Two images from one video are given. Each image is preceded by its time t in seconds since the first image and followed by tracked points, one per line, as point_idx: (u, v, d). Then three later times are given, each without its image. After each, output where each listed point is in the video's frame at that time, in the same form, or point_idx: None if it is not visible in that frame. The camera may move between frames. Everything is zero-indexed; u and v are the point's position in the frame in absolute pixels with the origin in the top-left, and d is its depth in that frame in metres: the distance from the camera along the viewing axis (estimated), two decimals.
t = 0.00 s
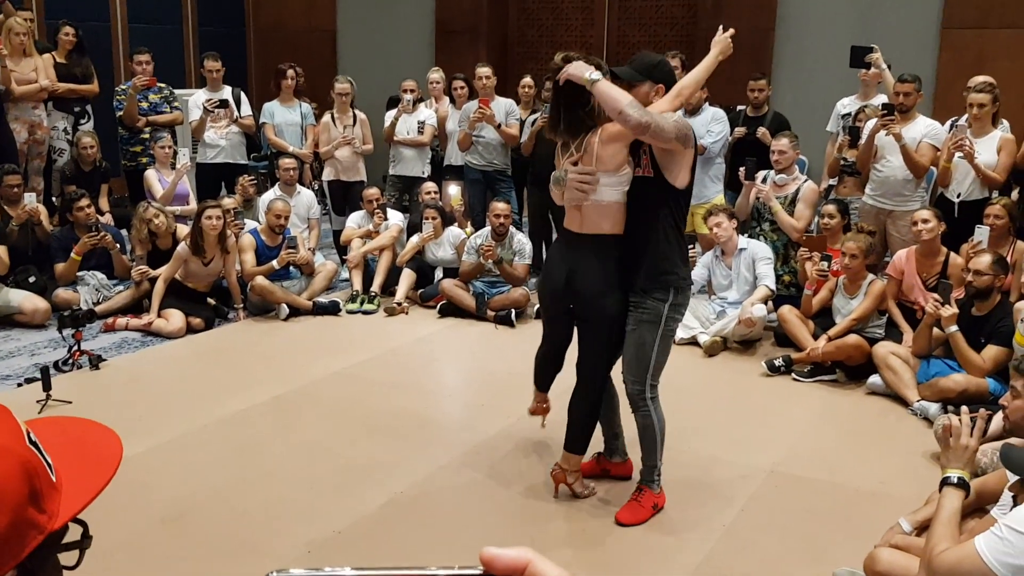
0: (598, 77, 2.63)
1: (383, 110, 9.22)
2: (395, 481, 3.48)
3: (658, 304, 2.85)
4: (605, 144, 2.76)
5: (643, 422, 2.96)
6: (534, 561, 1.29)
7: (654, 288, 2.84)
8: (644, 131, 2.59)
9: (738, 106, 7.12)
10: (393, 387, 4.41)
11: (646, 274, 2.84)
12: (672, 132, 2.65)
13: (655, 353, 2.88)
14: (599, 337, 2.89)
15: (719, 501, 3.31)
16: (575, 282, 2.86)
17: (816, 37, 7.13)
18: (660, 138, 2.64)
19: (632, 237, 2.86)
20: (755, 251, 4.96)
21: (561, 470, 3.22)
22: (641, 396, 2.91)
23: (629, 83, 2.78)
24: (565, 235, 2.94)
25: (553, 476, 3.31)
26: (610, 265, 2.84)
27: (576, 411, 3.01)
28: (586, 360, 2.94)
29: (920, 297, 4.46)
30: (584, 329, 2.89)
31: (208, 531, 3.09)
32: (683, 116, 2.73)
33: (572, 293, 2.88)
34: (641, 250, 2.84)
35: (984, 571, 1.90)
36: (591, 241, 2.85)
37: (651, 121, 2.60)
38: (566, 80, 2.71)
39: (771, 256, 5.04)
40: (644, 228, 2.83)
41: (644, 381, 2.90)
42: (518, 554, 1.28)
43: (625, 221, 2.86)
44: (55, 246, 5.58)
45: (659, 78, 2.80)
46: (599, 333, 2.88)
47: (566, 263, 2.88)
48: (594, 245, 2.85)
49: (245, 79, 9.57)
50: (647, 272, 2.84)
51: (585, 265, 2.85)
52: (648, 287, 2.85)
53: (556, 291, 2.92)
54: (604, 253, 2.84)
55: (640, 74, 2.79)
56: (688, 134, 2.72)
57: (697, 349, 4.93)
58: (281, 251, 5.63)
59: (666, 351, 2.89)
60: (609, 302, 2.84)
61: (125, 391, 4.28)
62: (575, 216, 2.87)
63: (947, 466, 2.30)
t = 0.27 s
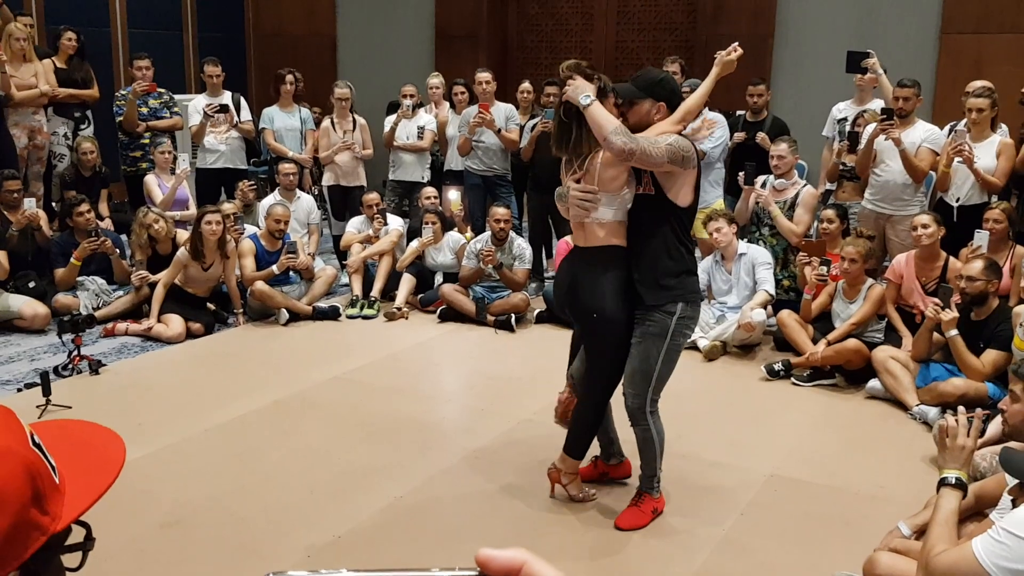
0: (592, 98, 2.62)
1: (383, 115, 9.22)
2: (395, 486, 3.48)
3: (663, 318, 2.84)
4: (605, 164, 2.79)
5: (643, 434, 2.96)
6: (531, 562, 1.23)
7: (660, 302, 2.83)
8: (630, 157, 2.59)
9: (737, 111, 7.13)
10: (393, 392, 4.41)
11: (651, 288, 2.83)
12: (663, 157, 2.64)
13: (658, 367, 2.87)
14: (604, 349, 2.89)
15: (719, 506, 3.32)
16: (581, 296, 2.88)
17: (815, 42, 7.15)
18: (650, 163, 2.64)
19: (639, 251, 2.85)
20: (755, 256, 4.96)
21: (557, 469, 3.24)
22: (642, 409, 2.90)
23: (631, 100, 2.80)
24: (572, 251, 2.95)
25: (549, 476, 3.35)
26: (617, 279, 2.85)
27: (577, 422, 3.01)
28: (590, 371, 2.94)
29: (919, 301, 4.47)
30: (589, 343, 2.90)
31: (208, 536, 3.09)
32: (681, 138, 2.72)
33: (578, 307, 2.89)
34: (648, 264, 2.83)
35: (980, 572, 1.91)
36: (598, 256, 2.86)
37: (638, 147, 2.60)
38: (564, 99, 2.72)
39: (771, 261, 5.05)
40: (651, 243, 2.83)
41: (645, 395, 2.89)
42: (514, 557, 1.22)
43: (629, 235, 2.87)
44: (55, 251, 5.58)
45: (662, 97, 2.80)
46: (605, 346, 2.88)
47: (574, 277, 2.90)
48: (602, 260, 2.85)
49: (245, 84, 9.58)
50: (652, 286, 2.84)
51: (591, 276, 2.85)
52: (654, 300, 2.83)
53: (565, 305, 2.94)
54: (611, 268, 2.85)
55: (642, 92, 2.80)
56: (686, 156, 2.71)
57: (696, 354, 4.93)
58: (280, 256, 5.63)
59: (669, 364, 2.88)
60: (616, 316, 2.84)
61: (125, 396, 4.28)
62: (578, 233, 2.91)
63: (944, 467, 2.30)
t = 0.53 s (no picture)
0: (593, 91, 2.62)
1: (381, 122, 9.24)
2: (393, 493, 3.47)
3: (657, 324, 2.84)
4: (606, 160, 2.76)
5: (638, 440, 2.96)
6: (524, 566, 1.33)
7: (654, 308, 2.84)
8: (636, 144, 2.57)
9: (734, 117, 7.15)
10: (391, 399, 4.41)
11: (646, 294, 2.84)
12: (669, 147, 2.63)
13: (652, 373, 2.87)
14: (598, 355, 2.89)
15: (718, 511, 3.31)
16: (574, 299, 2.86)
17: (811, 48, 7.16)
18: (656, 152, 2.62)
19: (634, 256, 2.85)
20: (753, 262, 4.97)
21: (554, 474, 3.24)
22: (635, 415, 2.90)
23: (632, 104, 2.76)
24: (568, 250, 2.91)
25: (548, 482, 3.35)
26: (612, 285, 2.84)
27: (570, 427, 3.03)
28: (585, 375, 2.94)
29: (916, 305, 4.47)
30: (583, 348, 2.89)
31: (207, 544, 3.08)
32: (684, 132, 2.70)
33: (572, 311, 2.87)
34: (643, 270, 2.84)
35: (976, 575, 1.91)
36: (593, 258, 2.83)
37: (644, 134, 2.58)
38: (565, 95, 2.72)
39: (768, 267, 5.06)
40: (647, 248, 2.83)
41: (639, 402, 2.89)
42: (508, 561, 1.33)
43: (628, 239, 2.85)
44: (53, 260, 5.58)
45: (664, 100, 2.78)
46: (598, 351, 2.88)
47: (566, 281, 2.87)
48: (596, 264, 2.83)
49: (242, 92, 9.60)
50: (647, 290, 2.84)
51: (587, 277, 2.83)
52: (648, 306, 2.85)
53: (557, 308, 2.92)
54: (605, 272, 2.83)
55: (643, 95, 2.77)
56: (690, 150, 2.69)
57: (694, 359, 4.93)
58: (278, 264, 5.64)
59: (661, 370, 2.89)
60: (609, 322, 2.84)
61: (124, 405, 4.28)
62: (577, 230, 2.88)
63: (940, 470, 2.31)
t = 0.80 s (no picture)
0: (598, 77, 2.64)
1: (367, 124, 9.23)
2: (381, 495, 3.46)
3: (641, 320, 2.84)
4: (604, 150, 2.74)
5: (628, 437, 2.95)
6: (506, 566, 1.54)
7: (638, 304, 2.84)
8: (645, 122, 2.55)
9: (721, 118, 7.17)
10: (379, 401, 4.40)
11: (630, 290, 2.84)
12: (674, 131, 2.61)
13: (640, 369, 2.87)
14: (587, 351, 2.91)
15: (706, 511, 3.32)
16: (563, 297, 2.87)
17: (796, 49, 7.19)
18: (663, 134, 2.59)
19: (618, 253, 2.85)
20: (740, 262, 4.99)
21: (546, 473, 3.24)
22: (625, 411, 2.90)
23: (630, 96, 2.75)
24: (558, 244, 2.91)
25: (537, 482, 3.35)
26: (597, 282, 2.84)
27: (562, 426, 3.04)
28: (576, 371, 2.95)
29: (902, 305, 4.50)
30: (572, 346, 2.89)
31: (193, 547, 3.07)
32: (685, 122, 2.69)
33: (560, 308, 2.88)
34: (627, 266, 2.84)
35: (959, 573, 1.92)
36: (579, 254, 2.82)
37: (652, 115, 2.56)
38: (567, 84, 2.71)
39: (755, 267, 5.08)
40: (632, 244, 2.82)
41: (628, 398, 2.89)
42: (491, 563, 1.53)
43: (615, 234, 2.83)
44: (37, 262, 5.54)
45: (660, 93, 2.76)
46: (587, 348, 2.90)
47: (553, 279, 2.88)
48: (580, 261, 2.83)
49: (228, 94, 9.57)
50: (633, 284, 2.83)
51: (574, 274, 2.84)
52: (632, 303, 2.85)
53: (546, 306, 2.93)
54: (591, 269, 2.82)
55: (639, 87, 2.76)
56: (688, 144, 2.68)
57: (682, 360, 4.94)
58: (264, 266, 5.62)
59: (649, 365, 2.89)
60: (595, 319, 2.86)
61: (109, 408, 4.25)
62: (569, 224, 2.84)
63: (921, 467, 2.31)
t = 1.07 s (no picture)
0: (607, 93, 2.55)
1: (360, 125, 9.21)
2: (375, 496, 3.45)
3: (623, 320, 2.85)
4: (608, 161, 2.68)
5: (619, 436, 2.98)
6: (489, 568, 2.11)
7: (620, 303, 2.84)
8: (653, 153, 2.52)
9: (714, 118, 7.17)
10: (372, 402, 4.39)
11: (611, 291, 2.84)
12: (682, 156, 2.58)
13: (626, 367, 2.88)
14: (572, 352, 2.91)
15: (699, 511, 3.32)
16: (545, 300, 2.88)
17: (788, 49, 7.20)
18: (670, 161, 2.56)
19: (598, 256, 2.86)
20: (733, 262, 4.99)
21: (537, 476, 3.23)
22: (614, 410, 2.92)
23: (633, 98, 2.71)
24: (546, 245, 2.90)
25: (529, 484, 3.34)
26: (578, 284, 2.84)
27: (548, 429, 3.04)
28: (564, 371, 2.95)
29: (895, 304, 4.50)
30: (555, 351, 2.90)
31: (186, 550, 3.06)
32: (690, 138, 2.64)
33: (546, 308, 2.88)
34: (608, 268, 2.85)
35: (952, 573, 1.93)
36: (559, 258, 2.84)
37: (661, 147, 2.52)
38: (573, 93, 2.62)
39: (748, 266, 5.08)
40: (616, 247, 2.83)
41: (616, 396, 2.90)
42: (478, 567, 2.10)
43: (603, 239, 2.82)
44: (29, 264, 5.52)
45: (665, 96, 2.72)
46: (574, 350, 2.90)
47: (533, 284, 2.89)
48: (561, 266, 2.84)
49: (220, 95, 9.55)
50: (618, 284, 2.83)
51: (560, 275, 2.84)
52: (613, 303, 2.85)
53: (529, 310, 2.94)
54: (572, 272, 2.83)
55: (644, 90, 2.71)
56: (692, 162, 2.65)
57: (676, 360, 4.94)
58: (257, 267, 5.59)
59: (634, 362, 2.91)
60: (578, 323, 2.87)
61: (101, 410, 4.24)
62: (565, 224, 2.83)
63: (915, 467, 2.30)
